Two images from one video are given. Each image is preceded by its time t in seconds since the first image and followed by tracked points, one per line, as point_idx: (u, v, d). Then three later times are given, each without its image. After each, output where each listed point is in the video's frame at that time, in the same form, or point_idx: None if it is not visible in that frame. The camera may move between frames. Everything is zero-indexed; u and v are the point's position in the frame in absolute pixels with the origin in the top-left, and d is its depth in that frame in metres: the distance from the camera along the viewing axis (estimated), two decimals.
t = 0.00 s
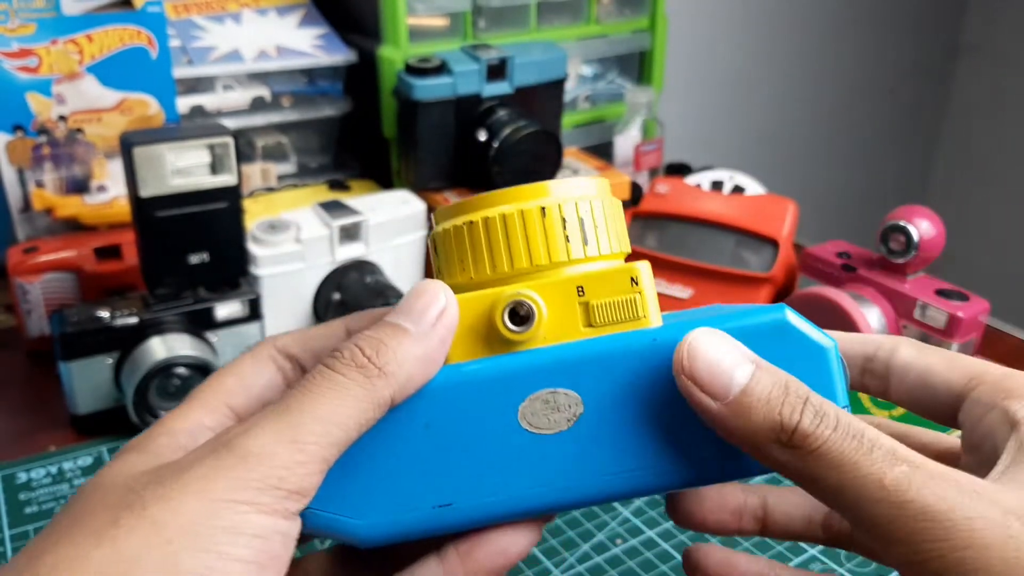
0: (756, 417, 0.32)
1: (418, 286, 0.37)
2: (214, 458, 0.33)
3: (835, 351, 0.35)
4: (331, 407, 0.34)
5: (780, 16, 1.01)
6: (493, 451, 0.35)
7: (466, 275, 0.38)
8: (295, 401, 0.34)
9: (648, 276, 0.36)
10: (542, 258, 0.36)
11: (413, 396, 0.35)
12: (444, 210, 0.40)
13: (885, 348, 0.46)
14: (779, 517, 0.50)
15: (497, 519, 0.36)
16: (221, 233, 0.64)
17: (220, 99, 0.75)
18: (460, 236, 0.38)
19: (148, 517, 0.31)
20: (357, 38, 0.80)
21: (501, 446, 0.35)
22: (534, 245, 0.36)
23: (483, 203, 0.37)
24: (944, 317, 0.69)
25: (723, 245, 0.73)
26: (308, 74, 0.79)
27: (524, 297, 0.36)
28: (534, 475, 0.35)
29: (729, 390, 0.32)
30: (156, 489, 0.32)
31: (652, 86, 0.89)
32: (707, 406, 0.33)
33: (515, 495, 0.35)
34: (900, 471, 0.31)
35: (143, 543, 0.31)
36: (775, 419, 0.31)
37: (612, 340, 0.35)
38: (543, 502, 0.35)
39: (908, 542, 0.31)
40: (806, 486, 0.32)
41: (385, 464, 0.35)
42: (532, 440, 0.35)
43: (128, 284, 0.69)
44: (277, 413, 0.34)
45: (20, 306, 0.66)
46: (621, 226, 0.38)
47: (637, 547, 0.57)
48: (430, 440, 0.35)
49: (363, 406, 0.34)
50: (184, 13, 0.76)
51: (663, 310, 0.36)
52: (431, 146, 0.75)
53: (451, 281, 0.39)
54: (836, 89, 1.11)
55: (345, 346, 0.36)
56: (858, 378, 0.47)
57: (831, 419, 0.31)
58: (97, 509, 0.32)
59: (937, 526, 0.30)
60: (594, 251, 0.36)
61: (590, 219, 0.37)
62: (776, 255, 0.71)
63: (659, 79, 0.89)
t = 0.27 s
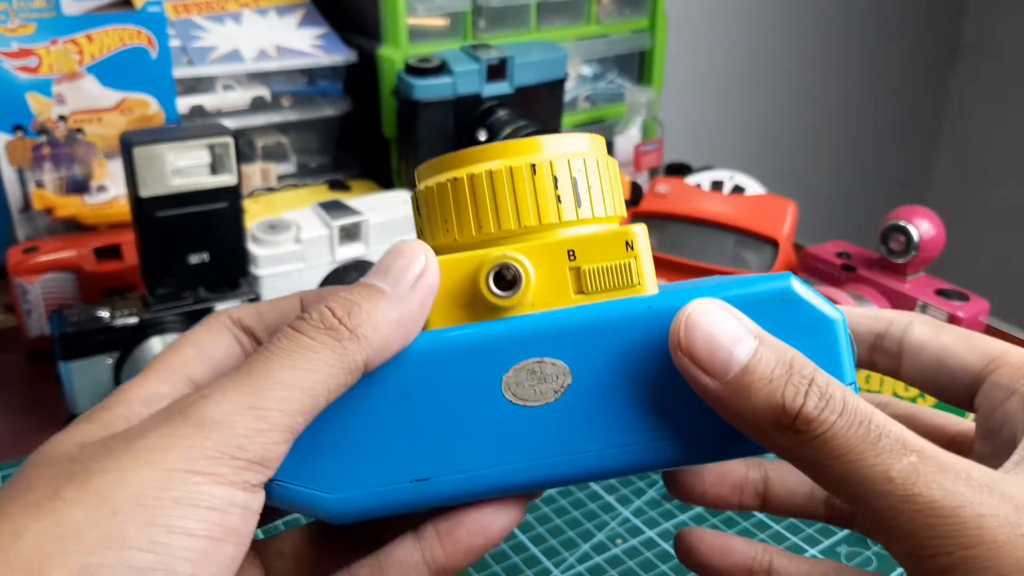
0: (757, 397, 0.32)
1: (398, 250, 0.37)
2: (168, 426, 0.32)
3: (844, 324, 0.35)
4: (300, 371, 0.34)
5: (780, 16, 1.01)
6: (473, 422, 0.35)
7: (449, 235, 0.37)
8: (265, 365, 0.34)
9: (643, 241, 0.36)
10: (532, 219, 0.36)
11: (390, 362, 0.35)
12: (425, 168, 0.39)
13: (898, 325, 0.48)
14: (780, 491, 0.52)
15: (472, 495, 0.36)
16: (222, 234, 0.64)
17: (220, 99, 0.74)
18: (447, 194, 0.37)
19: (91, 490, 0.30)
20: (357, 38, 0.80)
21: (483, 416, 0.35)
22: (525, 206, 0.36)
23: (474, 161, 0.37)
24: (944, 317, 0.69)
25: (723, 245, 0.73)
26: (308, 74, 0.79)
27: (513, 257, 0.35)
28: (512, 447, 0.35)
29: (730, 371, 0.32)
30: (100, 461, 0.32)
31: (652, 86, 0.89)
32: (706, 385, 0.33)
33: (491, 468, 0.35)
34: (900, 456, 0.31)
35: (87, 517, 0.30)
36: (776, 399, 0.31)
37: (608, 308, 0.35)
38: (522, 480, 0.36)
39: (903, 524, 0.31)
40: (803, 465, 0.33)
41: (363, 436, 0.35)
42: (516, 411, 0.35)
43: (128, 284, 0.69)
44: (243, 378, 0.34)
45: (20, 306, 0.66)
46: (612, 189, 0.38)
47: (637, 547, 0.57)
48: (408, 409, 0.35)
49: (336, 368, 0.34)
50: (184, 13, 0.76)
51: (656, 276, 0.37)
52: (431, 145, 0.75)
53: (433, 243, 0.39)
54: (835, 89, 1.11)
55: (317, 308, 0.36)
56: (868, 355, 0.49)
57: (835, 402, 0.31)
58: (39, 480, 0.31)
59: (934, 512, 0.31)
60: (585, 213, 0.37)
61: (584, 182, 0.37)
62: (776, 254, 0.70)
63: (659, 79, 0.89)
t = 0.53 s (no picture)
0: (759, 387, 0.31)
1: (390, 231, 0.37)
2: (143, 407, 0.32)
3: (854, 309, 0.34)
4: (285, 351, 0.34)
5: (780, 16, 1.01)
6: (464, 412, 0.35)
7: (443, 217, 0.38)
8: (249, 343, 0.34)
9: (645, 222, 0.36)
10: (529, 201, 0.36)
11: (381, 345, 0.35)
12: (422, 146, 0.39)
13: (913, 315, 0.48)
14: (790, 484, 0.52)
15: (463, 487, 0.36)
16: (222, 235, 0.64)
17: (220, 99, 0.74)
18: (443, 175, 0.37)
19: (63, 471, 0.31)
20: (358, 39, 0.80)
21: (473, 405, 0.35)
22: (522, 188, 0.36)
23: (473, 142, 0.37)
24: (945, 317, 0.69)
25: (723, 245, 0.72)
26: (308, 74, 0.79)
27: (508, 240, 0.35)
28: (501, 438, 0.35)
29: (732, 360, 0.31)
30: (72, 442, 0.32)
31: (653, 86, 0.89)
32: (707, 374, 0.32)
33: (484, 460, 0.35)
34: (907, 449, 0.31)
35: (57, 499, 0.30)
36: (779, 390, 0.31)
37: (605, 292, 0.34)
38: (512, 470, 0.35)
39: (907, 519, 0.31)
40: (807, 456, 0.32)
41: (355, 425, 0.35)
42: (513, 399, 0.35)
43: (128, 284, 0.69)
44: (225, 355, 0.34)
45: (20, 306, 0.66)
46: (612, 168, 0.38)
47: (637, 547, 0.57)
48: (399, 396, 0.35)
49: (321, 350, 0.34)
50: (184, 13, 0.76)
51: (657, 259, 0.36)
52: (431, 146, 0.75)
53: (429, 223, 0.39)
54: (835, 89, 1.11)
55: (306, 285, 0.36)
56: (883, 346, 0.49)
57: (841, 393, 0.31)
58: (13, 462, 0.32)
59: (940, 507, 0.30)
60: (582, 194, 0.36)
61: (583, 164, 0.37)
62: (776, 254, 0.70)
63: (659, 80, 0.89)
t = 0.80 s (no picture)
0: (766, 381, 0.31)
1: (385, 220, 0.37)
2: (126, 396, 0.33)
3: (864, 302, 0.34)
4: (271, 339, 0.34)
5: (779, 16, 1.01)
6: (465, 405, 0.35)
7: (443, 206, 0.38)
8: (239, 332, 0.34)
9: (650, 212, 0.35)
10: (531, 192, 0.36)
11: (378, 338, 0.35)
12: (423, 132, 0.39)
13: (927, 306, 0.48)
14: (799, 478, 0.52)
15: (465, 481, 0.36)
16: (222, 234, 0.64)
17: (220, 99, 0.74)
18: (445, 163, 0.37)
19: (41, 457, 0.32)
20: (358, 39, 0.80)
21: (474, 400, 0.35)
22: (524, 178, 0.36)
23: (477, 129, 0.37)
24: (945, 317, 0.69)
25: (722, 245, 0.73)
26: (308, 74, 0.79)
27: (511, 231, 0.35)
28: (502, 433, 0.35)
29: (739, 354, 0.31)
30: (53, 429, 0.33)
31: (653, 86, 0.89)
32: (714, 369, 0.32)
33: (486, 455, 0.35)
34: (918, 444, 0.30)
35: (34, 483, 0.31)
36: (786, 384, 0.31)
37: (608, 285, 0.34)
38: (511, 465, 0.35)
39: (919, 514, 0.31)
40: (816, 452, 0.32)
41: (358, 420, 0.35)
42: (515, 394, 0.35)
43: (129, 284, 0.69)
44: (213, 343, 0.34)
45: (20, 306, 0.66)
46: (614, 156, 0.38)
47: (637, 547, 0.57)
48: (400, 390, 0.35)
49: (310, 338, 0.34)
50: (184, 13, 0.76)
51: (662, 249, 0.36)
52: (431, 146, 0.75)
53: (429, 212, 0.39)
54: (834, 89, 1.11)
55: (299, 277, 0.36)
56: (895, 337, 0.49)
57: (851, 388, 0.30)
58: None
59: (952, 502, 0.30)
60: (586, 180, 0.36)
61: (586, 154, 0.36)
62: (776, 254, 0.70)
63: (659, 79, 0.89)
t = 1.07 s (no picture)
0: (774, 384, 0.31)
1: (393, 224, 0.37)
2: (133, 398, 0.33)
3: (873, 307, 0.34)
4: (278, 343, 0.34)
5: (779, 16, 1.01)
6: (474, 410, 0.35)
7: (451, 210, 0.38)
8: (248, 336, 0.35)
9: (659, 217, 0.36)
10: (539, 196, 0.36)
11: (388, 343, 0.35)
12: (429, 137, 0.39)
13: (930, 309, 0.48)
14: (804, 482, 0.52)
15: (473, 487, 0.36)
16: (223, 234, 0.64)
17: (220, 99, 0.74)
18: (453, 168, 0.37)
19: (50, 459, 0.32)
20: (358, 39, 0.80)
21: (484, 404, 0.35)
22: (533, 182, 0.36)
23: (485, 134, 0.37)
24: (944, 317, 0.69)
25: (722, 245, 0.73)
26: (308, 74, 0.79)
27: (520, 236, 0.35)
28: (511, 438, 0.35)
29: (747, 357, 0.31)
30: (61, 430, 0.33)
31: (653, 86, 0.89)
32: (722, 371, 0.32)
33: (496, 460, 0.35)
34: (925, 448, 0.31)
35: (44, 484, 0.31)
36: (794, 387, 0.31)
37: (617, 289, 0.34)
38: (519, 470, 0.35)
39: (925, 517, 0.31)
40: (823, 454, 0.32)
41: (366, 424, 0.35)
42: (524, 397, 0.35)
43: (129, 284, 0.69)
44: (221, 346, 0.34)
45: (20, 306, 0.66)
46: (622, 159, 0.38)
47: (637, 547, 0.57)
48: (409, 394, 0.35)
49: (318, 343, 0.34)
50: (183, 13, 0.76)
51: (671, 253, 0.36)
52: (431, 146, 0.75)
53: (437, 217, 0.39)
54: (834, 89, 1.11)
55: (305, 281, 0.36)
56: (899, 341, 0.50)
57: (858, 391, 0.31)
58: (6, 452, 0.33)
59: (959, 506, 0.30)
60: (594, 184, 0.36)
61: (594, 158, 0.37)
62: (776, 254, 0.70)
63: (659, 79, 0.89)
